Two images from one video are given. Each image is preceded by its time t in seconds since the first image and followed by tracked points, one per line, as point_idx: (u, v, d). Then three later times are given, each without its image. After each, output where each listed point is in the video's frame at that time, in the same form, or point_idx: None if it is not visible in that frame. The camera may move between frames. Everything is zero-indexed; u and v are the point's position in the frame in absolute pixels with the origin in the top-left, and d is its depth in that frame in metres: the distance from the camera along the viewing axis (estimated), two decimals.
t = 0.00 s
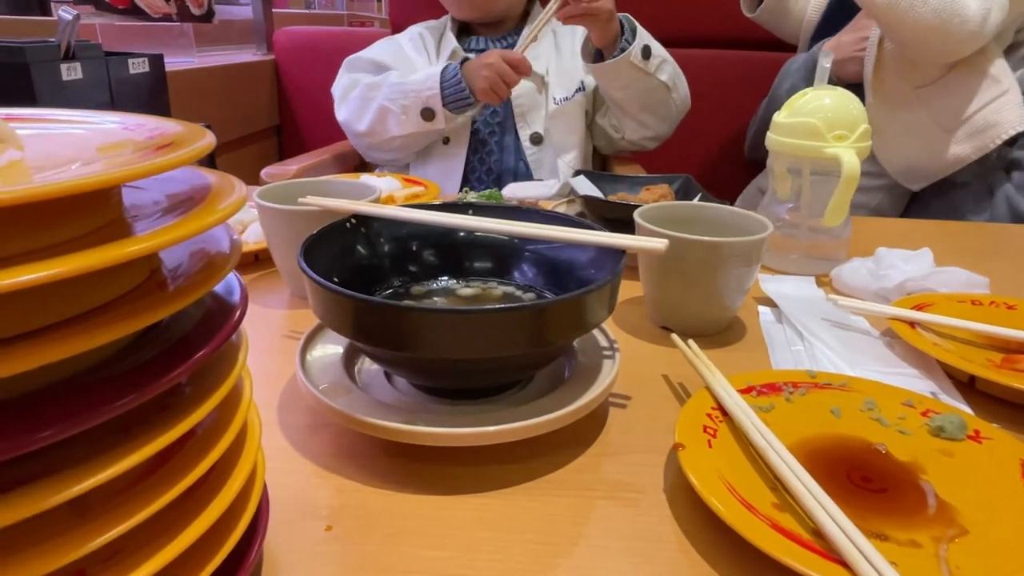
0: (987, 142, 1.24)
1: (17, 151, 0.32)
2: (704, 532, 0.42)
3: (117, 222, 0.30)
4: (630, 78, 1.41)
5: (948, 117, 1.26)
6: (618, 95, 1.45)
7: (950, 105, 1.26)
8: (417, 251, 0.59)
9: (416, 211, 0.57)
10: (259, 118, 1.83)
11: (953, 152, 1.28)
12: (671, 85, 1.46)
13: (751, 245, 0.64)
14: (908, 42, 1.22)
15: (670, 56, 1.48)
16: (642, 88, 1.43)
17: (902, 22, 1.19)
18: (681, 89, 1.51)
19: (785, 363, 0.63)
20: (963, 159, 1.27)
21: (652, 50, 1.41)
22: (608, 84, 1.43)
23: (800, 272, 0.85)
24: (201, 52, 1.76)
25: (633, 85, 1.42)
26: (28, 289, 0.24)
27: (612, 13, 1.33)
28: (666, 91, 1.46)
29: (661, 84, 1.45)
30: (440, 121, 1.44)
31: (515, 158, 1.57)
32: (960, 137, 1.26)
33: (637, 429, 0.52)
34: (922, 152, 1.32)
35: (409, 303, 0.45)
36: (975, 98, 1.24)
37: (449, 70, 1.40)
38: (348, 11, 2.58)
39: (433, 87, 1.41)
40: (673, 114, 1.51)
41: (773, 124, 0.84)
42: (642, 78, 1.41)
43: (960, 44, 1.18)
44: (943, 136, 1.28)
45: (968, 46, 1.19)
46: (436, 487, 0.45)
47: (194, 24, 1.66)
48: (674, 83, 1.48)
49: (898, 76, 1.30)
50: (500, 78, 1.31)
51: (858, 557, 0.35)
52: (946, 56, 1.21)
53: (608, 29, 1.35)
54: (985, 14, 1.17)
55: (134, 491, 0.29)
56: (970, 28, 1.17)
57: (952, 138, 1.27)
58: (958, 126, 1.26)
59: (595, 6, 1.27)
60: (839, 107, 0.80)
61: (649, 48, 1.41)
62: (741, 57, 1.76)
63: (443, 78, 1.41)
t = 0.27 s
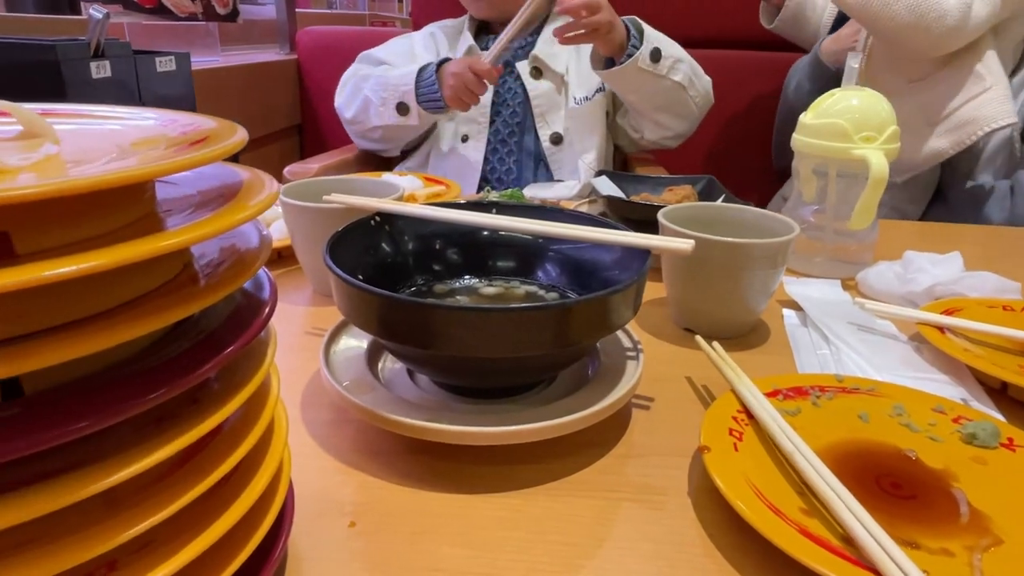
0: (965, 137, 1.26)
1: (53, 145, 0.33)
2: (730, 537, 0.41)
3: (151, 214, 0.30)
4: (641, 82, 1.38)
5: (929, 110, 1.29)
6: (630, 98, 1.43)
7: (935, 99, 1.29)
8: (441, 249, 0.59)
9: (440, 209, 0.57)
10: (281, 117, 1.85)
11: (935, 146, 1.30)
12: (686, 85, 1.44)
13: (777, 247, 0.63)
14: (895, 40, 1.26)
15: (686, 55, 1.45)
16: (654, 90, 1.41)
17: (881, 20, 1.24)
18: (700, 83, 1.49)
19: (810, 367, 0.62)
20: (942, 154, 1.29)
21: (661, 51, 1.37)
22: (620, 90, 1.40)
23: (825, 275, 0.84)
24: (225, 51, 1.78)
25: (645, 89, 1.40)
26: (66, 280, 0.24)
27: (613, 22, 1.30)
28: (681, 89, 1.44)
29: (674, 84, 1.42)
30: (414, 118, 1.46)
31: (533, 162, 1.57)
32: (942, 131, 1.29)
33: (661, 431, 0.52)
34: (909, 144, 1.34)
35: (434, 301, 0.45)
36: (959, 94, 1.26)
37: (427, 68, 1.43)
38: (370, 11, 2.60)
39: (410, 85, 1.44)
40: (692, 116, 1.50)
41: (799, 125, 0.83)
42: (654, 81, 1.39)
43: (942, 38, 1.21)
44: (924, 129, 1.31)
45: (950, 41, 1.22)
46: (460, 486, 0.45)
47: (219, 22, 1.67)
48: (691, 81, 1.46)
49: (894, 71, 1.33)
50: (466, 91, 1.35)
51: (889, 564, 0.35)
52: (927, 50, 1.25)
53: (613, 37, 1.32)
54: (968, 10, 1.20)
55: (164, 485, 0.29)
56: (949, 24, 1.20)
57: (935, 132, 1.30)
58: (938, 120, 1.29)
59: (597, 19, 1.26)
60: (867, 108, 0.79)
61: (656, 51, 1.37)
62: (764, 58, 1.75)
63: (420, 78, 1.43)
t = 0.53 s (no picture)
0: (990, 136, 1.26)
1: (98, 143, 0.33)
2: (765, 545, 0.41)
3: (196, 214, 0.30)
4: (666, 92, 1.38)
5: (953, 110, 1.29)
6: (655, 107, 1.42)
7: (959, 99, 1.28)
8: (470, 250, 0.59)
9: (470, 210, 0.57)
10: (306, 117, 1.86)
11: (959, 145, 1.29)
12: (712, 93, 1.43)
13: (808, 251, 0.62)
14: (916, 42, 1.24)
15: (712, 63, 1.43)
16: (679, 99, 1.40)
17: (904, 25, 1.22)
18: (727, 89, 1.47)
19: (842, 374, 0.61)
20: (964, 153, 1.28)
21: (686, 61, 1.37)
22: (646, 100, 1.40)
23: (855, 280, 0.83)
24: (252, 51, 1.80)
25: (670, 98, 1.39)
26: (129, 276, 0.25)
27: (637, 34, 1.29)
28: (706, 98, 1.43)
29: (699, 92, 1.41)
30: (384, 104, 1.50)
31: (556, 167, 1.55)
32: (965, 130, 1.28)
33: (692, 436, 0.51)
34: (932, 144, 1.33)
35: (465, 301, 0.45)
36: (982, 93, 1.26)
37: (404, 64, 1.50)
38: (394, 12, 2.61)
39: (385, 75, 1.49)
40: (717, 122, 1.49)
41: (830, 127, 0.82)
42: (679, 91, 1.38)
43: (967, 38, 1.20)
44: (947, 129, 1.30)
45: (974, 41, 1.21)
46: (490, 488, 0.45)
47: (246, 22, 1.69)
48: (717, 88, 1.44)
49: (916, 72, 1.33)
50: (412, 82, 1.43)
51: None
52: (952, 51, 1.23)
53: (638, 50, 1.31)
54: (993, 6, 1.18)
55: (205, 483, 0.30)
56: (973, 23, 1.18)
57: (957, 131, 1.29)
58: (962, 118, 1.28)
59: (624, 35, 1.27)
60: (900, 111, 0.77)
61: (682, 62, 1.36)
62: (790, 60, 1.73)
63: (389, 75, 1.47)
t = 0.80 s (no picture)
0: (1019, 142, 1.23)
1: (158, 155, 0.33)
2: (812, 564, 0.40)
3: (261, 227, 0.31)
4: (698, 105, 1.37)
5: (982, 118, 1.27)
6: (687, 120, 1.42)
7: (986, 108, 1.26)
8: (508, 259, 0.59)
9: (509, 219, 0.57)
10: (334, 121, 1.88)
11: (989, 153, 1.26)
12: (744, 105, 1.42)
13: (849, 263, 0.61)
14: (934, 58, 1.23)
15: (744, 74, 1.42)
16: (711, 112, 1.39)
17: (920, 44, 1.21)
18: (760, 100, 1.46)
19: (882, 390, 0.60)
20: (994, 160, 1.25)
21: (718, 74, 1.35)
22: (678, 112, 1.39)
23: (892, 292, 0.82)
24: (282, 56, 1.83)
25: (702, 111, 1.38)
26: (206, 292, 0.25)
27: (671, 49, 1.29)
28: (739, 110, 1.42)
29: (731, 104, 1.40)
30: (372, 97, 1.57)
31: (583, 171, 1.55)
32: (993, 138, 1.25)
33: (734, 450, 0.51)
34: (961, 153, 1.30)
35: (508, 313, 0.45)
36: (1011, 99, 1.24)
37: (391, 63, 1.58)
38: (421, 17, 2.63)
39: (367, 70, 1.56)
40: (749, 131, 1.47)
41: (868, 136, 0.81)
42: (711, 104, 1.37)
43: (990, 48, 1.19)
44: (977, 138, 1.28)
45: (998, 51, 1.20)
46: (532, 500, 0.45)
47: (277, 28, 1.70)
48: (750, 98, 1.43)
49: (943, 84, 1.31)
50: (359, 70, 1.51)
51: None
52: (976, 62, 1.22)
53: (670, 65, 1.31)
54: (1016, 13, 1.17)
55: (261, 495, 0.30)
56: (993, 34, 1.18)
57: (986, 138, 1.26)
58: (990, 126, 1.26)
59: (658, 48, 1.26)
60: (942, 121, 0.76)
61: (715, 76, 1.35)
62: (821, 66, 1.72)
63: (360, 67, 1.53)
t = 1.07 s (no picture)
0: None
1: (221, 172, 0.34)
2: None
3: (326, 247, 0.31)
4: (731, 123, 1.37)
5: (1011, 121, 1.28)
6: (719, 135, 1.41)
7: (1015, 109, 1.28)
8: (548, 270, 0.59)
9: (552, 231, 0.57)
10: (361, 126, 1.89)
11: None
12: (777, 120, 1.41)
13: (893, 278, 0.60)
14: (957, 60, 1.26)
15: (779, 89, 1.41)
16: (744, 129, 1.39)
17: (940, 44, 1.25)
18: (793, 115, 1.44)
19: (929, 408, 0.59)
20: None
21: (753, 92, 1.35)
22: (711, 129, 1.39)
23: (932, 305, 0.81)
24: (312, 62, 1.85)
25: (735, 128, 1.38)
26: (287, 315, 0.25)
27: (707, 68, 1.28)
28: (772, 126, 1.41)
29: (765, 121, 1.40)
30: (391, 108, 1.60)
31: (610, 182, 1.55)
32: None
33: (779, 468, 0.50)
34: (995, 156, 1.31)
35: (555, 328, 0.45)
36: None
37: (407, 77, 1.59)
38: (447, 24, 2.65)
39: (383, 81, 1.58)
40: (781, 142, 1.46)
41: (908, 147, 0.80)
42: (745, 121, 1.37)
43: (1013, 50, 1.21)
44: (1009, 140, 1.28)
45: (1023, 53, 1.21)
46: (578, 515, 0.45)
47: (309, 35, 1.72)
48: (784, 113, 1.42)
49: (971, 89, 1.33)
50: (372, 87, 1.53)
51: None
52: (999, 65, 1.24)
53: (706, 85, 1.30)
54: None
55: (325, 512, 0.30)
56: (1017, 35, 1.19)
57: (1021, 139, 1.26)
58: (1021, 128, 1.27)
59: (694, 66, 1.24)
60: (985, 132, 0.74)
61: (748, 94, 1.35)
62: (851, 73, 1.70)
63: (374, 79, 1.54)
